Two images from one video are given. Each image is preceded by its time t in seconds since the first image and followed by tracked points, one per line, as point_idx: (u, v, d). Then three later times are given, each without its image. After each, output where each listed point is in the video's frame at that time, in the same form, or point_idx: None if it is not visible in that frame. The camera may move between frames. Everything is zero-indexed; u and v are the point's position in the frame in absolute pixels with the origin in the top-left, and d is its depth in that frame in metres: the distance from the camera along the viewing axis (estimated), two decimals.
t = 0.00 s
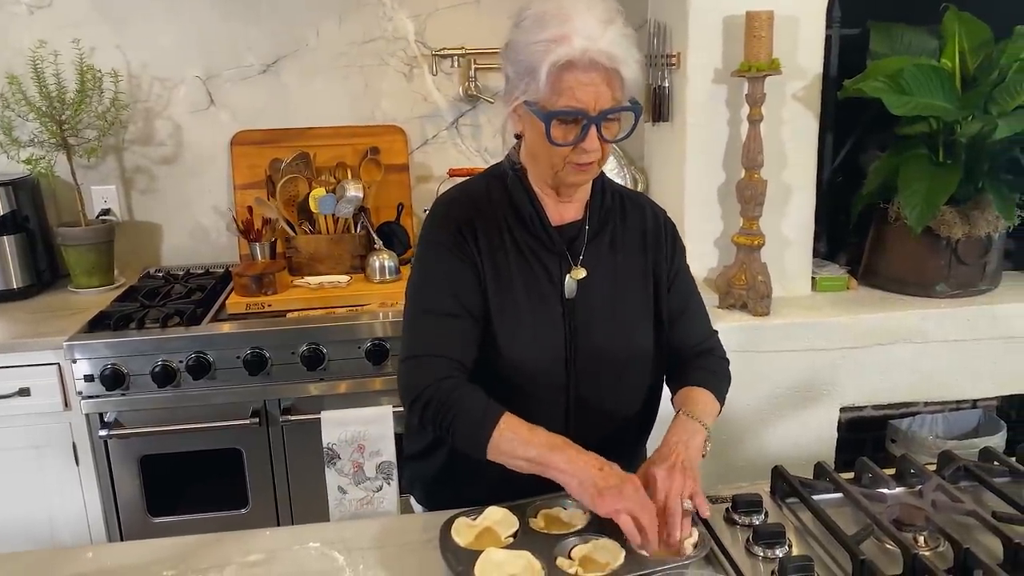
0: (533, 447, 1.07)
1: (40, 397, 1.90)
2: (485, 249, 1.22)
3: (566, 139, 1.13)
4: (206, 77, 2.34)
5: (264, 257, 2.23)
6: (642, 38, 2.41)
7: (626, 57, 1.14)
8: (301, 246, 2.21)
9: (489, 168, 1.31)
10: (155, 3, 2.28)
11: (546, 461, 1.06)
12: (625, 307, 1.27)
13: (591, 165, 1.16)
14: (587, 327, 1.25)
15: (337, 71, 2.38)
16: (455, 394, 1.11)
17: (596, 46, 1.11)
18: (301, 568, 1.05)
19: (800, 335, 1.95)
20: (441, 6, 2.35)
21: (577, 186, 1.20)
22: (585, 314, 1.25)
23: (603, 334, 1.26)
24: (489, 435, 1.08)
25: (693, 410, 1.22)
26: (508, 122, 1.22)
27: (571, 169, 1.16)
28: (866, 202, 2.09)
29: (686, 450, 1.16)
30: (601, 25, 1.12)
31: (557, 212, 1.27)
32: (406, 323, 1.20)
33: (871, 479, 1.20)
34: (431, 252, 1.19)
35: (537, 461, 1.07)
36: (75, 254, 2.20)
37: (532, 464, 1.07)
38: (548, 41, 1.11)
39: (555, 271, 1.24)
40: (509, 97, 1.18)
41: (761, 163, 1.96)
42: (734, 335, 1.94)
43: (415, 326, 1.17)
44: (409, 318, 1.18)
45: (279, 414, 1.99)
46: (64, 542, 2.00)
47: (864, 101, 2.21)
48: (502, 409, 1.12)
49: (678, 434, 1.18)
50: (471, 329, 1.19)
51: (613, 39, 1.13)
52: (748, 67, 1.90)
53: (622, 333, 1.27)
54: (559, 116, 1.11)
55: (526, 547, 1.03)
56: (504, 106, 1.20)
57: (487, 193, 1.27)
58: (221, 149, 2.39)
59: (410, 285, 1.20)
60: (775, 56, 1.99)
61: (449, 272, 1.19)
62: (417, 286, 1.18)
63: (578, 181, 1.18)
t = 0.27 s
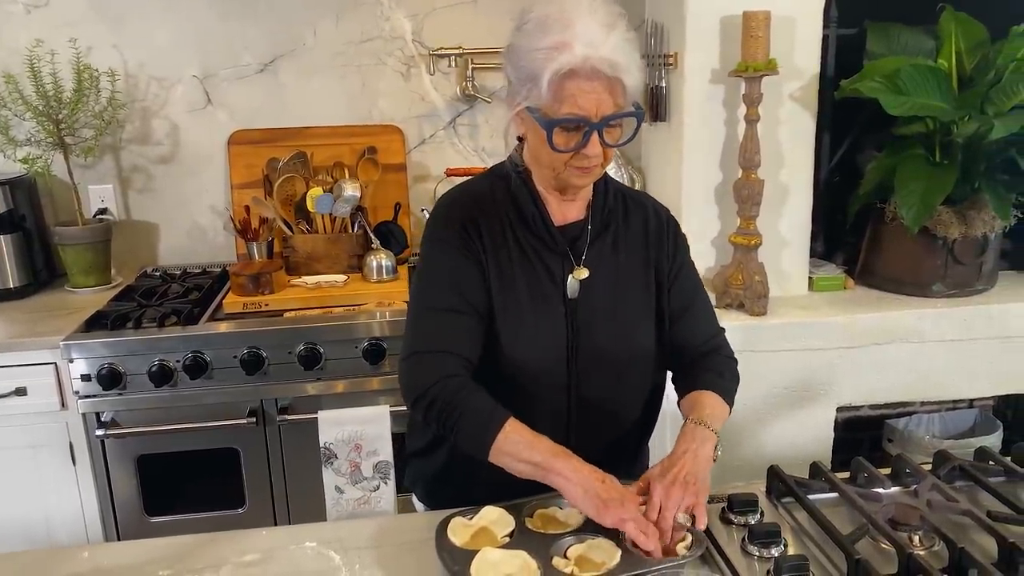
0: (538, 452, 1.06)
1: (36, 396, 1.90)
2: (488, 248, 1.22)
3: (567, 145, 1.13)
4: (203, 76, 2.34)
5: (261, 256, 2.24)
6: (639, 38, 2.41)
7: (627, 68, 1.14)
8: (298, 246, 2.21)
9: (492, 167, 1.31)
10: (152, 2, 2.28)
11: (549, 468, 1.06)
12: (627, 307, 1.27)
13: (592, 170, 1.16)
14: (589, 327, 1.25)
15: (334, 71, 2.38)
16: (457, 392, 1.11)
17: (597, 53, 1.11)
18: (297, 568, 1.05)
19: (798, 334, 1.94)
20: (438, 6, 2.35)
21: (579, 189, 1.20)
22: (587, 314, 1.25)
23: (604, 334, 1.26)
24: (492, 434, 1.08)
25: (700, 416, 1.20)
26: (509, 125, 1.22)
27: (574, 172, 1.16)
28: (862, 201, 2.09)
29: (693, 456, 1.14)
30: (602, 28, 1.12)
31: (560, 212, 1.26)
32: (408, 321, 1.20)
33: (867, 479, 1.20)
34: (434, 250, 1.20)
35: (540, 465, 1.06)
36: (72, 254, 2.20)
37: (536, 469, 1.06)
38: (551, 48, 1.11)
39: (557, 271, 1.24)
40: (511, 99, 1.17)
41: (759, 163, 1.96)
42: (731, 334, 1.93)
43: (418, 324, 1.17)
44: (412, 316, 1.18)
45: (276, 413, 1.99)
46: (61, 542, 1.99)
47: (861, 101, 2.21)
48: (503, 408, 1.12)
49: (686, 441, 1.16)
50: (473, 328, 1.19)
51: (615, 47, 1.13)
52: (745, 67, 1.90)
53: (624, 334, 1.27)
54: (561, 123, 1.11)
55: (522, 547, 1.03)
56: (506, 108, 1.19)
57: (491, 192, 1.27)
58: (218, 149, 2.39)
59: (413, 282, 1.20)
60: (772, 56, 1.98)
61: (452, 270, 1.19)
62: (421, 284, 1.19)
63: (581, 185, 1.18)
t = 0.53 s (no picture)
0: (524, 448, 1.06)
1: (33, 396, 1.90)
2: (491, 246, 1.22)
3: (572, 147, 1.12)
4: (201, 75, 2.34)
5: (259, 256, 2.23)
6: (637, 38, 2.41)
7: (634, 69, 1.14)
8: (295, 245, 2.20)
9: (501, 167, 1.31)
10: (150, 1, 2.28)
11: (537, 463, 1.05)
12: (632, 308, 1.26)
13: (597, 172, 1.16)
14: (592, 327, 1.24)
15: (333, 71, 2.37)
16: (450, 390, 1.12)
17: (603, 54, 1.11)
18: (295, 569, 1.05)
19: (795, 335, 1.94)
20: (436, 5, 2.35)
21: (585, 190, 1.20)
22: (590, 314, 1.24)
23: (608, 335, 1.25)
24: (481, 431, 1.08)
25: (704, 417, 1.20)
26: (516, 125, 1.22)
27: (578, 175, 1.16)
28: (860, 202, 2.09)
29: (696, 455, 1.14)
30: (608, 29, 1.12)
31: (566, 213, 1.27)
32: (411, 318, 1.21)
33: (864, 480, 1.20)
34: (438, 247, 1.21)
35: (527, 462, 1.06)
36: (69, 253, 2.20)
37: (523, 465, 1.06)
38: (557, 49, 1.11)
39: (562, 270, 1.24)
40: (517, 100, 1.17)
41: (757, 163, 1.95)
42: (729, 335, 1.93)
43: (417, 321, 1.18)
44: (414, 313, 1.19)
45: (273, 413, 1.99)
46: (58, 542, 1.99)
47: (859, 102, 2.21)
48: (496, 406, 1.12)
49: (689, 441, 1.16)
50: (473, 325, 1.19)
51: (621, 48, 1.12)
52: (743, 67, 1.89)
53: (628, 334, 1.26)
54: (566, 124, 1.10)
55: (519, 549, 1.03)
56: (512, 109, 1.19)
57: (498, 190, 1.27)
58: (216, 148, 2.39)
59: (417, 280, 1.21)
60: (770, 56, 1.98)
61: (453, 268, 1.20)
62: (423, 281, 1.20)
63: (586, 188, 1.18)
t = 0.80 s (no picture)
0: (524, 448, 1.06)
1: (30, 394, 1.90)
2: (499, 242, 1.22)
3: (581, 144, 1.12)
4: (199, 73, 2.34)
5: (256, 254, 2.23)
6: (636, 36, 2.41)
7: (644, 68, 1.14)
8: (293, 243, 2.20)
9: (511, 163, 1.31)
10: None
11: (536, 463, 1.05)
12: (639, 306, 1.26)
13: (605, 171, 1.16)
14: (598, 325, 1.24)
15: (331, 68, 2.37)
16: (451, 386, 1.13)
17: (613, 52, 1.11)
18: (293, 567, 1.05)
19: (793, 334, 1.94)
20: (434, 3, 2.34)
21: (593, 191, 1.19)
22: (596, 311, 1.24)
23: (614, 333, 1.25)
24: (482, 428, 1.08)
25: (704, 412, 1.19)
26: (526, 122, 1.22)
27: (585, 175, 1.15)
28: (858, 201, 2.09)
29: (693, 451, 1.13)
30: (617, 28, 1.12)
31: (575, 211, 1.26)
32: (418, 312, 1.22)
33: (862, 479, 1.20)
34: (446, 242, 1.21)
35: (527, 461, 1.06)
36: (66, 250, 2.20)
37: (522, 465, 1.06)
38: (567, 46, 1.11)
39: (569, 267, 1.24)
40: (526, 97, 1.17)
41: (755, 162, 1.95)
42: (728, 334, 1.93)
43: (424, 317, 1.19)
44: (420, 308, 1.20)
45: (271, 411, 1.99)
46: (55, 540, 1.99)
47: (858, 101, 2.21)
48: (499, 404, 1.12)
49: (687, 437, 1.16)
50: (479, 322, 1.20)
51: (630, 46, 1.12)
52: (742, 66, 1.89)
53: (634, 332, 1.26)
54: (574, 121, 1.10)
55: (517, 547, 1.03)
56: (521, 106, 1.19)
57: (506, 187, 1.27)
58: (214, 146, 2.39)
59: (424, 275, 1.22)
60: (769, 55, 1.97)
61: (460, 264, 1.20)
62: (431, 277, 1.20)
63: (594, 187, 1.18)
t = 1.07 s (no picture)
0: (534, 447, 1.06)
1: (26, 390, 1.90)
2: (506, 240, 1.22)
3: (587, 141, 1.12)
4: (196, 69, 2.33)
5: (254, 251, 2.24)
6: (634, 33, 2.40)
7: (653, 65, 1.13)
8: (290, 240, 2.20)
9: (520, 161, 1.31)
10: None
11: (544, 463, 1.05)
12: (645, 305, 1.26)
13: (612, 169, 1.16)
14: (604, 324, 1.25)
15: (329, 65, 2.37)
16: (465, 384, 1.13)
17: (621, 48, 1.10)
18: (290, 563, 1.05)
19: (790, 333, 1.94)
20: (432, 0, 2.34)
21: (599, 188, 1.20)
22: (601, 309, 1.24)
23: (620, 332, 1.25)
24: (494, 426, 1.09)
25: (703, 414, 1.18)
26: (533, 118, 1.22)
27: (590, 171, 1.16)
28: (855, 199, 2.10)
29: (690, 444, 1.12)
30: (626, 25, 1.11)
31: (581, 210, 1.26)
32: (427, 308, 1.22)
33: (858, 476, 1.21)
34: (455, 240, 1.22)
35: (535, 460, 1.06)
36: (63, 247, 2.19)
37: (530, 463, 1.06)
38: (576, 42, 1.10)
39: (575, 266, 1.23)
40: (534, 93, 1.17)
41: (752, 160, 1.95)
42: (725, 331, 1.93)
43: (436, 315, 1.19)
44: (431, 305, 1.21)
45: (268, 408, 1.98)
46: (51, 536, 1.99)
47: (856, 99, 2.21)
48: (511, 402, 1.13)
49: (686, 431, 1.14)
50: (489, 319, 1.20)
51: (639, 43, 1.12)
52: (739, 64, 1.88)
53: (639, 332, 1.26)
54: (581, 118, 1.10)
55: (514, 543, 1.03)
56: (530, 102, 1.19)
57: (514, 184, 1.27)
58: (211, 142, 2.38)
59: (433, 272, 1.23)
60: (767, 53, 1.97)
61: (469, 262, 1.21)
62: (439, 274, 1.21)
63: (600, 185, 1.18)
